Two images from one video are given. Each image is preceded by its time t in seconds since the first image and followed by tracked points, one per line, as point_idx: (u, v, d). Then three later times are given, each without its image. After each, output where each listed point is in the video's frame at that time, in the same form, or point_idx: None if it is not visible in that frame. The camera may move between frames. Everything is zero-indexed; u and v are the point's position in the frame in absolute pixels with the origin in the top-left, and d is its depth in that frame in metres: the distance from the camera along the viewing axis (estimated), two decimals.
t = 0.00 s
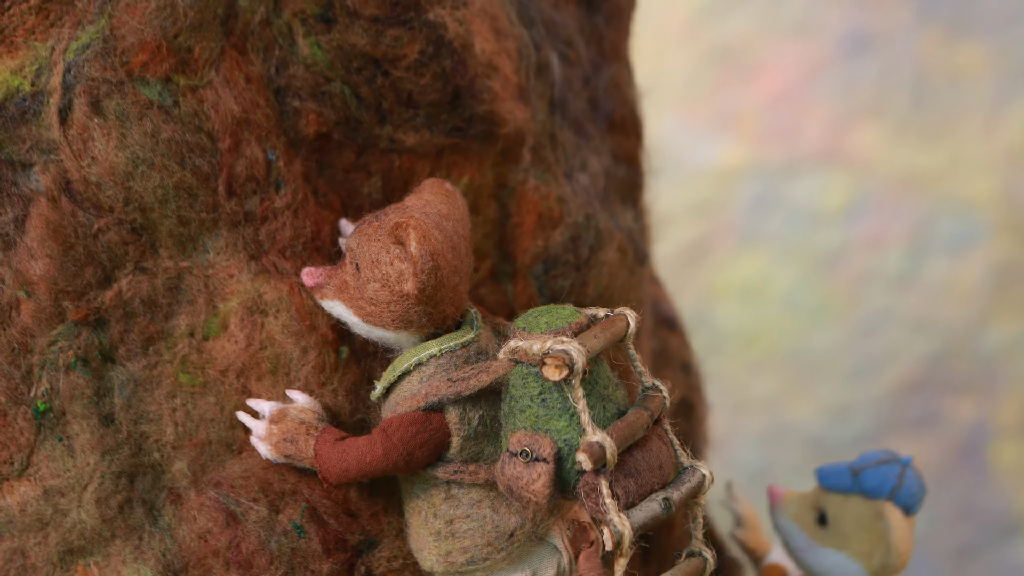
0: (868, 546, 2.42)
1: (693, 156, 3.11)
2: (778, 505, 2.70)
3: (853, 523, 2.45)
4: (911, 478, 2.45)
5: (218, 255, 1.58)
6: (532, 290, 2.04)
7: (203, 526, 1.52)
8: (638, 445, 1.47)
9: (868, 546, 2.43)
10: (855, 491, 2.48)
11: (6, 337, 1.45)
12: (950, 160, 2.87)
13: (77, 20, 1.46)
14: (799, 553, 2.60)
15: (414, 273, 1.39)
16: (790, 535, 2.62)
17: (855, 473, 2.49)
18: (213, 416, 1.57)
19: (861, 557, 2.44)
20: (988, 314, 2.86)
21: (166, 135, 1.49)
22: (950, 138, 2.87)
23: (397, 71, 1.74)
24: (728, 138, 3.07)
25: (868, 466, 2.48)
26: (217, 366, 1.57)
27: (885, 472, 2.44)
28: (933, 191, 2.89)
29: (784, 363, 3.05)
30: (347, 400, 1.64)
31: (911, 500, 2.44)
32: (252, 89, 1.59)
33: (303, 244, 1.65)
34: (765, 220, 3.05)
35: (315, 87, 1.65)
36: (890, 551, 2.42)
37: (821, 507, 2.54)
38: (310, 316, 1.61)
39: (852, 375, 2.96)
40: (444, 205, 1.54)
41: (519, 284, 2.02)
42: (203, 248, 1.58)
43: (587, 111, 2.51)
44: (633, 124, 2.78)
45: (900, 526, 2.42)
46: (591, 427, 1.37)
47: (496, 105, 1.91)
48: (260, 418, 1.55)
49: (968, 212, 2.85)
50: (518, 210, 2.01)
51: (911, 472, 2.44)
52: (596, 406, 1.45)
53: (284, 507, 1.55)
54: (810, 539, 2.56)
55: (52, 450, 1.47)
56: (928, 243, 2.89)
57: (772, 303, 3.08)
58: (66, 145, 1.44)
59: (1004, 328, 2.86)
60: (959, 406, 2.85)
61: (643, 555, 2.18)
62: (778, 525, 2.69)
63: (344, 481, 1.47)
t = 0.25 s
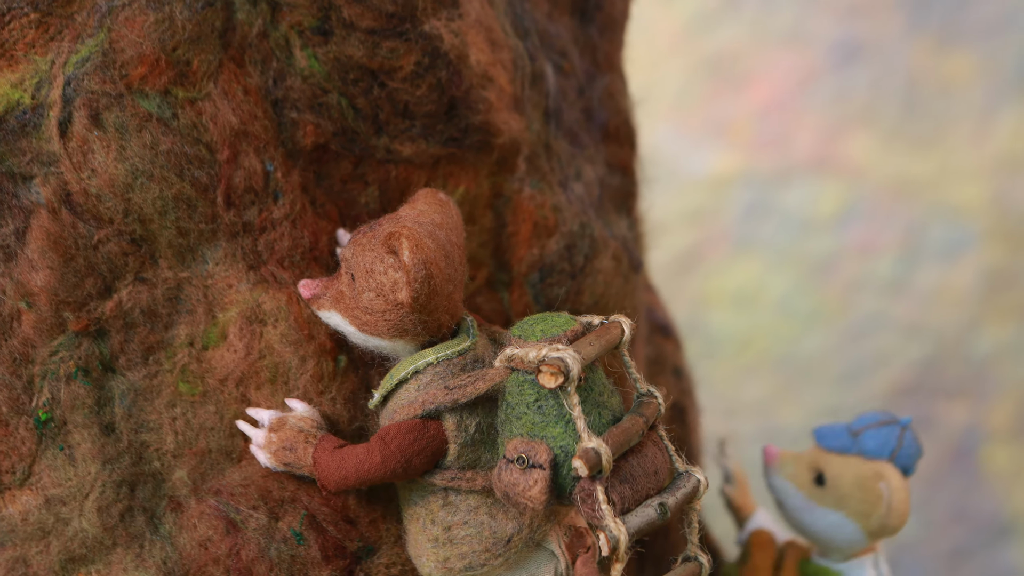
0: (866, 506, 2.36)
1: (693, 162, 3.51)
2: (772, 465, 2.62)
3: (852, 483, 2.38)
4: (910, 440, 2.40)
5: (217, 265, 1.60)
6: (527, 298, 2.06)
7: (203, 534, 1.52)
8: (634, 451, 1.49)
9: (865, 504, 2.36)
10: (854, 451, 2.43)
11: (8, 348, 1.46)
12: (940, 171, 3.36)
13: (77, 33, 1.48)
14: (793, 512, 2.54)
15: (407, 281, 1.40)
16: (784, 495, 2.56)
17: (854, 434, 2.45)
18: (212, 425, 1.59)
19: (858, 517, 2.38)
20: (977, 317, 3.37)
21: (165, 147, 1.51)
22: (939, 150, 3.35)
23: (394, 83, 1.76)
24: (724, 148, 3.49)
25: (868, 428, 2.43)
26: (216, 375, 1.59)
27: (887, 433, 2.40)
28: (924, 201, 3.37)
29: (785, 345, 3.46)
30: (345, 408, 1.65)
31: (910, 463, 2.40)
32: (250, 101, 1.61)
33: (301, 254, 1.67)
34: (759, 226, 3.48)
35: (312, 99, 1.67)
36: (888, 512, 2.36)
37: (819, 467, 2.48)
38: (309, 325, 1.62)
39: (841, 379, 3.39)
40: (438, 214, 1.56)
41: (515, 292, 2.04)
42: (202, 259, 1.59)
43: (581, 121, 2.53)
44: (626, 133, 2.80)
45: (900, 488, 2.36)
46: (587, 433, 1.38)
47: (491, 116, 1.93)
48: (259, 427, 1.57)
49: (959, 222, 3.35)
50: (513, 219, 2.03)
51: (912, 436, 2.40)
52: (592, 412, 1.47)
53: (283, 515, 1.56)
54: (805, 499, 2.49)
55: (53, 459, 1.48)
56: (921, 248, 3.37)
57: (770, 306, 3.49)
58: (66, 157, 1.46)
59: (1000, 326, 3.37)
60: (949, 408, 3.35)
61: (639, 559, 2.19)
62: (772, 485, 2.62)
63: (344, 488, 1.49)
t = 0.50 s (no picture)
0: (862, 457, 2.46)
1: (685, 167, 4.10)
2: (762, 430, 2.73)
3: (850, 436, 2.49)
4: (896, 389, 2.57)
5: (216, 271, 1.61)
6: (525, 301, 2.08)
7: (204, 537, 1.54)
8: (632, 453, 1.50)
9: (863, 456, 2.46)
10: (845, 405, 2.57)
11: (9, 353, 1.48)
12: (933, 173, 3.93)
13: (77, 41, 1.49)
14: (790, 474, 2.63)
15: (403, 286, 1.42)
16: (779, 458, 2.65)
17: (842, 389, 2.59)
18: (212, 429, 1.59)
19: (857, 470, 2.47)
20: (972, 318, 3.95)
21: (165, 154, 1.52)
22: (937, 147, 3.91)
23: (391, 89, 1.78)
24: (719, 150, 4.07)
25: (856, 381, 2.58)
26: (216, 380, 1.59)
27: (875, 386, 2.55)
28: (918, 204, 3.95)
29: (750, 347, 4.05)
30: (345, 411, 1.67)
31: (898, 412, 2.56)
32: (249, 108, 1.62)
33: (299, 259, 1.68)
34: (752, 229, 4.06)
35: (310, 105, 1.69)
36: (885, 462, 2.45)
37: (812, 425, 2.59)
38: (308, 330, 1.64)
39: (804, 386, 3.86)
40: (436, 218, 1.57)
41: (512, 295, 2.05)
42: (202, 264, 1.61)
43: (576, 125, 2.54)
44: (622, 137, 2.82)
45: (896, 436, 2.48)
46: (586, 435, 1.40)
47: (488, 121, 1.95)
48: (259, 431, 1.58)
49: (954, 223, 3.93)
50: (510, 224, 2.05)
51: (897, 386, 2.57)
52: (591, 414, 1.48)
53: (283, 518, 1.58)
54: (803, 458, 2.58)
55: (54, 463, 1.49)
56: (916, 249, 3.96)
57: (757, 309, 4.08)
58: (66, 164, 1.47)
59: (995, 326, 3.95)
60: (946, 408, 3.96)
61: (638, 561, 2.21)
62: (765, 450, 2.72)
63: (344, 491, 1.50)
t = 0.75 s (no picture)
0: (849, 427, 2.45)
1: (684, 167, 4.16)
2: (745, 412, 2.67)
3: (834, 409, 2.48)
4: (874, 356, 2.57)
5: (216, 273, 1.62)
6: (523, 302, 2.09)
7: (205, 538, 1.54)
8: (630, 453, 1.51)
9: (850, 428, 2.46)
10: (825, 378, 2.54)
11: (11, 356, 1.49)
12: (928, 173, 3.98)
13: (76, 45, 1.50)
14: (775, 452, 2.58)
15: (401, 287, 1.43)
16: (765, 440, 2.60)
17: (822, 361, 2.57)
18: (213, 430, 1.60)
19: (845, 442, 2.46)
20: (968, 316, 4.01)
21: (165, 157, 1.53)
22: (930, 148, 3.96)
23: (388, 92, 1.80)
24: (716, 152, 4.13)
25: (834, 353, 2.57)
26: (216, 382, 1.60)
27: (853, 355, 2.54)
28: (913, 204, 4.01)
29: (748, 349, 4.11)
30: (344, 412, 1.68)
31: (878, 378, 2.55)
32: (247, 111, 1.63)
33: (298, 261, 1.69)
34: (750, 230, 4.12)
35: (309, 108, 1.70)
36: (872, 429, 2.44)
37: (795, 402, 2.56)
38: (308, 331, 1.65)
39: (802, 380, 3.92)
40: (434, 220, 1.58)
41: (510, 296, 2.07)
42: (202, 266, 1.62)
43: (573, 127, 2.56)
44: (618, 139, 2.83)
45: (878, 402, 2.47)
46: (585, 435, 1.41)
47: (485, 124, 1.96)
48: (259, 432, 1.58)
49: (949, 223, 3.98)
50: (508, 226, 2.06)
51: (874, 353, 2.56)
52: (590, 415, 1.49)
53: (283, 518, 1.58)
54: (788, 435, 2.54)
55: (56, 465, 1.51)
56: (911, 249, 4.03)
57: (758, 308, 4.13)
58: (66, 168, 1.48)
59: (990, 325, 4.01)
60: (941, 406, 4.02)
61: (636, 560, 2.22)
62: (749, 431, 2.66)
63: (344, 492, 1.51)
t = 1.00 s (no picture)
0: (839, 407, 2.49)
1: (683, 167, 4.18)
2: (737, 392, 2.69)
3: (823, 386, 2.52)
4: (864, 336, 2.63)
5: (216, 274, 1.63)
6: (521, 302, 2.10)
7: (205, 538, 1.55)
8: (627, 453, 1.52)
9: (839, 406, 2.50)
10: (816, 356, 2.59)
11: (12, 356, 1.50)
12: (924, 173, 4.00)
13: (76, 48, 1.51)
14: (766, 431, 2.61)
15: (395, 288, 1.44)
16: (755, 418, 2.63)
17: (813, 340, 2.63)
18: (213, 430, 1.61)
19: (833, 421, 2.50)
20: (964, 316, 4.03)
21: (165, 158, 1.54)
22: (926, 149, 3.98)
23: (387, 93, 1.81)
24: (714, 153, 4.16)
25: (825, 332, 2.63)
26: (217, 382, 1.61)
27: (844, 334, 2.60)
28: (909, 203, 4.03)
29: (747, 348, 4.11)
30: (344, 412, 1.68)
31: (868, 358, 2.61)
32: (247, 112, 1.64)
33: (298, 262, 1.69)
34: (747, 230, 4.16)
35: (308, 109, 1.71)
36: (863, 408, 2.48)
37: (786, 380, 2.60)
38: (308, 331, 1.65)
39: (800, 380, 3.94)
40: (430, 221, 1.59)
41: (509, 297, 2.07)
42: (202, 267, 1.62)
43: (571, 128, 2.57)
44: (616, 140, 2.84)
45: (869, 381, 2.52)
46: (583, 436, 1.42)
47: (483, 125, 1.97)
48: (259, 432, 1.59)
49: (946, 222, 4.00)
50: (506, 226, 2.07)
51: (864, 334, 2.62)
52: (587, 415, 1.50)
53: (283, 517, 1.59)
54: (779, 414, 2.57)
55: (57, 465, 1.52)
56: (908, 248, 4.05)
57: (756, 308, 4.16)
58: (67, 170, 1.49)
59: (987, 323, 4.02)
60: (937, 405, 4.04)
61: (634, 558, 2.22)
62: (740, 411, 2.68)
63: (343, 491, 1.52)
